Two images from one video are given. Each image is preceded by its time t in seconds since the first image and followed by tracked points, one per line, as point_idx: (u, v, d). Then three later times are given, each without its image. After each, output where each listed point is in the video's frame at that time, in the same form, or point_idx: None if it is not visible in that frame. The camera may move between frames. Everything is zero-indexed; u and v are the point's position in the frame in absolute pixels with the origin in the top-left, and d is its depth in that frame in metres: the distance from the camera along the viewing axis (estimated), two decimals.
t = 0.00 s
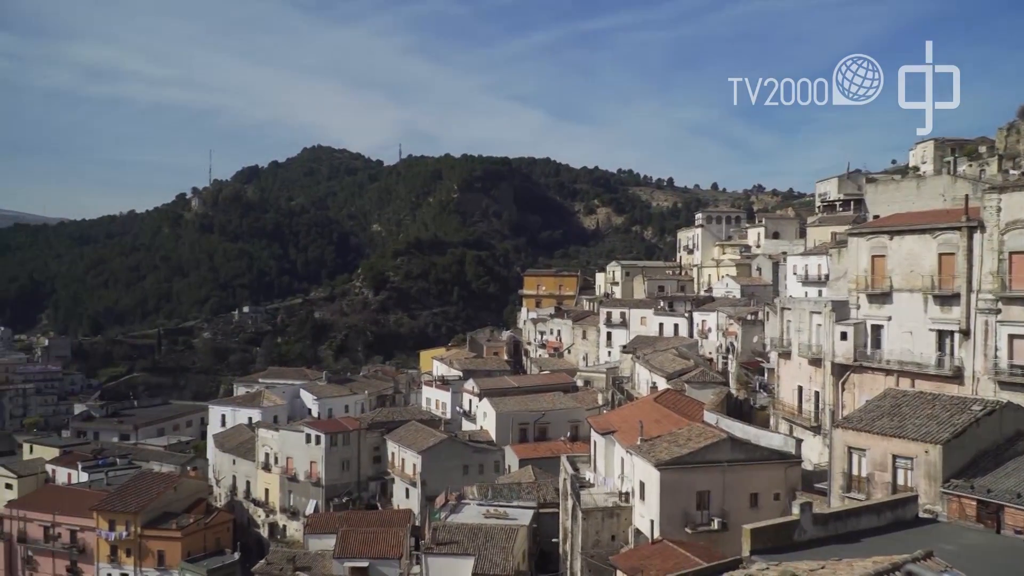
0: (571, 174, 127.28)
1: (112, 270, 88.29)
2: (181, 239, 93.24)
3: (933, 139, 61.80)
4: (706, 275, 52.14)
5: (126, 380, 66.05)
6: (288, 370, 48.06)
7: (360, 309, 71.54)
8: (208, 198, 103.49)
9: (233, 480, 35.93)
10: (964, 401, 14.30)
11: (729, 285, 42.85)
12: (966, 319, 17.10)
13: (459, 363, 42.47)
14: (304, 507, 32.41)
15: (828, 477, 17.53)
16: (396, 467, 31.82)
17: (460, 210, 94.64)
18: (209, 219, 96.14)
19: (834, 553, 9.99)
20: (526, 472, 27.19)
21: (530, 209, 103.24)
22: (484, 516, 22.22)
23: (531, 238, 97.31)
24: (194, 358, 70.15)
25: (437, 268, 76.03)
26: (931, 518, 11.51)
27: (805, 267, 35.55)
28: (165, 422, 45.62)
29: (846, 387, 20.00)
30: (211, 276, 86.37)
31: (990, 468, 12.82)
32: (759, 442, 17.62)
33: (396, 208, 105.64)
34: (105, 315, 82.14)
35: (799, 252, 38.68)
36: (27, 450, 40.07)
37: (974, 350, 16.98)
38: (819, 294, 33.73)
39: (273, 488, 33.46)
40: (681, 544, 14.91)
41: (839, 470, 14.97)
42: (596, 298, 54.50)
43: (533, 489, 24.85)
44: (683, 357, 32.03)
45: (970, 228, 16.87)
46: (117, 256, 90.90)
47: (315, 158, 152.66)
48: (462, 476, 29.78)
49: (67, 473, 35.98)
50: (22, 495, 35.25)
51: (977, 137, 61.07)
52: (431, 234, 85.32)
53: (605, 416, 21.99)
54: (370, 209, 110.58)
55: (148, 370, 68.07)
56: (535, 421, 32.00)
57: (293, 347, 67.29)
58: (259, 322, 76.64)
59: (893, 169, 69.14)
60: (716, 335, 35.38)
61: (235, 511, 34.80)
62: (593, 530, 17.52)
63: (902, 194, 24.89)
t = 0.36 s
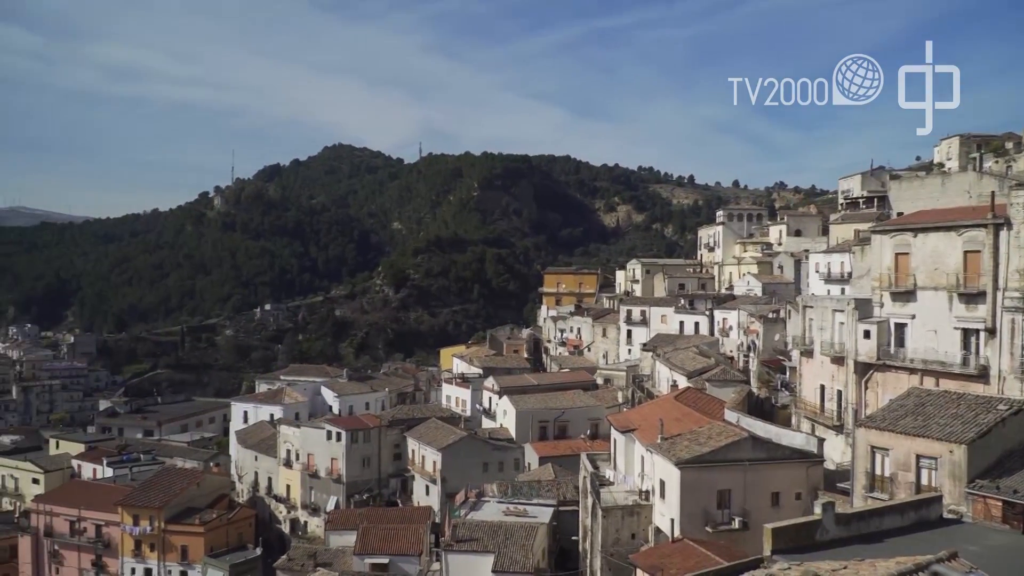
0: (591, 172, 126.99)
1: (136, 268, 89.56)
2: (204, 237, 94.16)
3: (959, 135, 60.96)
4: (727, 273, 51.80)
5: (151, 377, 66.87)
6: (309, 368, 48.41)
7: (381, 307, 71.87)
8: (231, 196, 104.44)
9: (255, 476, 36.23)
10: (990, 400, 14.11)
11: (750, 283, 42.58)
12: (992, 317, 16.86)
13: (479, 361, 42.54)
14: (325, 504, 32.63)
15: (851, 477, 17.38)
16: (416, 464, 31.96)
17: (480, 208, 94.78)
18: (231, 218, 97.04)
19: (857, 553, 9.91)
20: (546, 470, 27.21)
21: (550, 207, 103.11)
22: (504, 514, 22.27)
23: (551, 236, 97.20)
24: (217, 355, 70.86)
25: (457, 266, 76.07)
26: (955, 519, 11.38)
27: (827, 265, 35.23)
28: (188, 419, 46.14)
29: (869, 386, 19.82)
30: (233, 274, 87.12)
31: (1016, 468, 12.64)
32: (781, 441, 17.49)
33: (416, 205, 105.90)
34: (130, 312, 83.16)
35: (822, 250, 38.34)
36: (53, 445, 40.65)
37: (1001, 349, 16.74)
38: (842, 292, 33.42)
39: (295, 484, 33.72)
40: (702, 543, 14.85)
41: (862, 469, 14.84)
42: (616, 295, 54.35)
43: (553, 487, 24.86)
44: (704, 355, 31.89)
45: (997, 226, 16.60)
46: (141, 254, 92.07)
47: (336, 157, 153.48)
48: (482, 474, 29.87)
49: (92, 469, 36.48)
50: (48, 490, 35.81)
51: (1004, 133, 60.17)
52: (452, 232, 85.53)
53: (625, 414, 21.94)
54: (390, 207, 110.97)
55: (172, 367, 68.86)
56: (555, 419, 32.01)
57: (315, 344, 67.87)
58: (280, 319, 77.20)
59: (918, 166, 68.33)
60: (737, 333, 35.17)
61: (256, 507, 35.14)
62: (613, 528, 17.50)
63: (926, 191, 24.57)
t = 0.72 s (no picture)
0: (610, 169, 126.62)
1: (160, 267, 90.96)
2: (226, 235, 95.03)
3: (984, 132, 60.12)
4: (748, 271, 51.49)
5: (174, 374, 67.66)
6: (329, 365, 48.69)
7: (401, 305, 72.17)
8: (252, 195, 105.35)
9: (277, 473, 36.50)
10: (1016, 400, 13.91)
11: (771, 281, 42.29)
12: (1017, 316, 16.61)
13: (499, 359, 42.56)
14: (345, 500, 32.79)
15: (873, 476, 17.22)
16: (435, 462, 32.05)
17: (500, 206, 94.96)
18: (253, 216, 97.87)
19: (879, 554, 9.83)
20: (565, 468, 27.21)
21: (570, 204, 102.97)
22: (523, 512, 22.29)
23: (571, 234, 97.08)
24: (239, 353, 71.53)
25: (476, 264, 76.09)
26: (979, 520, 11.27)
27: (850, 263, 34.88)
28: (210, 416, 46.59)
29: (892, 385, 19.63)
30: (254, 272, 87.81)
31: None
32: (803, 440, 17.35)
33: (436, 203, 106.08)
34: (153, 309, 84.14)
35: (844, 248, 37.96)
36: (78, 441, 41.19)
37: None
38: (864, 290, 33.10)
39: (315, 481, 33.96)
40: (722, 543, 14.77)
41: (885, 469, 14.71)
42: (636, 294, 54.17)
43: (573, 485, 24.85)
44: (724, 353, 31.70)
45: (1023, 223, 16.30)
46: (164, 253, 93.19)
47: (357, 155, 154.17)
48: (502, 471, 29.93)
49: (116, 465, 36.93)
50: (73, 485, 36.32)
51: None
52: (471, 230, 85.69)
53: (644, 412, 21.87)
54: (410, 206, 111.30)
55: (194, 365, 69.60)
56: (574, 417, 32.00)
57: (334, 342, 69.02)
58: (301, 317, 77.70)
59: (942, 162, 67.47)
60: (758, 332, 34.93)
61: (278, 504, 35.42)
62: (633, 527, 17.46)
63: (951, 188, 24.24)
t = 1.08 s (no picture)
0: (630, 167, 126.20)
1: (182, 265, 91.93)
2: (247, 234, 95.87)
3: (1011, 128, 59.24)
4: (769, 269, 51.10)
5: (196, 371, 68.40)
6: (350, 363, 48.94)
7: (420, 303, 72.41)
8: (273, 193, 106.12)
9: (297, 469, 36.76)
10: None
11: (793, 279, 41.95)
12: None
13: (518, 357, 42.59)
14: (365, 497, 32.98)
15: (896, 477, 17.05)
16: (455, 459, 32.12)
17: (519, 203, 95.02)
18: (274, 215, 98.59)
19: (902, 555, 9.76)
20: (584, 466, 27.21)
21: (589, 202, 102.73)
22: (542, 510, 22.31)
23: (590, 232, 96.86)
24: (260, 350, 72.16)
25: (496, 263, 76.15)
26: (1004, 521, 11.13)
27: (872, 261, 34.53)
28: (232, 412, 47.05)
29: (915, 384, 19.41)
30: (275, 270, 88.49)
31: None
32: (824, 440, 17.22)
33: (455, 201, 106.26)
34: (176, 307, 85.08)
35: (866, 245, 37.58)
36: (103, 437, 41.75)
37: None
38: (887, 289, 32.74)
39: (336, 478, 34.18)
40: (742, 542, 14.72)
41: (908, 469, 14.57)
42: (656, 292, 53.94)
43: (592, 484, 24.83)
44: (744, 352, 31.52)
45: None
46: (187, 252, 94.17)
47: (377, 154, 154.81)
48: (521, 469, 29.96)
49: (139, 461, 37.38)
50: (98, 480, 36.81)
51: None
52: (491, 228, 85.73)
53: (664, 411, 21.79)
54: (429, 204, 111.55)
55: (216, 362, 70.30)
56: (594, 416, 31.96)
57: (354, 340, 69.42)
58: (321, 315, 78.22)
59: (967, 159, 66.56)
60: (779, 330, 34.67)
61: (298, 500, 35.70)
62: (652, 526, 17.43)
63: (976, 185, 23.93)
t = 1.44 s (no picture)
0: (649, 164, 125.68)
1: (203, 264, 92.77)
2: (267, 231, 96.55)
3: None
4: (789, 267, 50.70)
5: (217, 368, 69.09)
6: (369, 360, 49.14)
7: (439, 301, 72.61)
8: (292, 191, 106.79)
9: (317, 466, 36.98)
10: None
11: (813, 277, 41.62)
12: None
13: (536, 355, 42.59)
14: (384, 494, 33.15)
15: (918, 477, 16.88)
16: (473, 457, 32.18)
17: (537, 201, 95.01)
18: (293, 213, 99.23)
19: (924, 555, 9.67)
20: (603, 464, 27.18)
21: (608, 200, 102.42)
22: (561, 507, 22.31)
23: (608, 229, 96.57)
24: (280, 348, 72.69)
25: (514, 260, 76.14)
26: None
27: (894, 259, 34.18)
28: (252, 409, 47.45)
29: (938, 383, 19.19)
30: (295, 268, 89.07)
31: None
32: (845, 439, 17.09)
33: (474, 199, 106.35)
34: (197, 305, 85.91)
35: (888, 243, 37.19)
36: (125, 433, 42.22)
37: None
38: (910, 287, 32.38)
39: (355, 475, 34.37)
40: (762, 542, 14.65)
41: (930, 469, 14.42)
42: (675, 290, 53.70)
43: (610, 482, 24.80)
44: (764, 350, 31.32)
45: None
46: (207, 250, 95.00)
47: (396, 151, 155.21)
48: (539, 467, 29.98)
49: (161, 457, 37.80)
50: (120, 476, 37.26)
51: None
52: (509, 226, 85.73)
53: (683, 409, 21.71)
54: (448, 202, 111.73)
55: (237, 359, 70.95)
56: (612, 414, 31.91)
57: (373, 337, 69.82)
58: (340, 312, 78.63)
59: (991, 155, 65.66)
60: (799, 328, 34.44)
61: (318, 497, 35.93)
62: (671, 524, 17.38)
63: (1001, 182, 23.60)
